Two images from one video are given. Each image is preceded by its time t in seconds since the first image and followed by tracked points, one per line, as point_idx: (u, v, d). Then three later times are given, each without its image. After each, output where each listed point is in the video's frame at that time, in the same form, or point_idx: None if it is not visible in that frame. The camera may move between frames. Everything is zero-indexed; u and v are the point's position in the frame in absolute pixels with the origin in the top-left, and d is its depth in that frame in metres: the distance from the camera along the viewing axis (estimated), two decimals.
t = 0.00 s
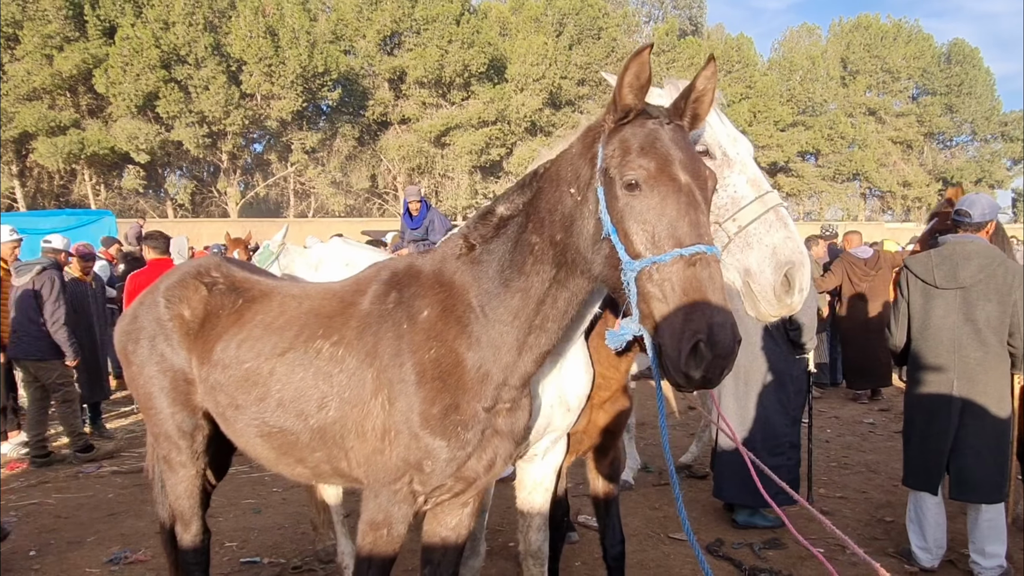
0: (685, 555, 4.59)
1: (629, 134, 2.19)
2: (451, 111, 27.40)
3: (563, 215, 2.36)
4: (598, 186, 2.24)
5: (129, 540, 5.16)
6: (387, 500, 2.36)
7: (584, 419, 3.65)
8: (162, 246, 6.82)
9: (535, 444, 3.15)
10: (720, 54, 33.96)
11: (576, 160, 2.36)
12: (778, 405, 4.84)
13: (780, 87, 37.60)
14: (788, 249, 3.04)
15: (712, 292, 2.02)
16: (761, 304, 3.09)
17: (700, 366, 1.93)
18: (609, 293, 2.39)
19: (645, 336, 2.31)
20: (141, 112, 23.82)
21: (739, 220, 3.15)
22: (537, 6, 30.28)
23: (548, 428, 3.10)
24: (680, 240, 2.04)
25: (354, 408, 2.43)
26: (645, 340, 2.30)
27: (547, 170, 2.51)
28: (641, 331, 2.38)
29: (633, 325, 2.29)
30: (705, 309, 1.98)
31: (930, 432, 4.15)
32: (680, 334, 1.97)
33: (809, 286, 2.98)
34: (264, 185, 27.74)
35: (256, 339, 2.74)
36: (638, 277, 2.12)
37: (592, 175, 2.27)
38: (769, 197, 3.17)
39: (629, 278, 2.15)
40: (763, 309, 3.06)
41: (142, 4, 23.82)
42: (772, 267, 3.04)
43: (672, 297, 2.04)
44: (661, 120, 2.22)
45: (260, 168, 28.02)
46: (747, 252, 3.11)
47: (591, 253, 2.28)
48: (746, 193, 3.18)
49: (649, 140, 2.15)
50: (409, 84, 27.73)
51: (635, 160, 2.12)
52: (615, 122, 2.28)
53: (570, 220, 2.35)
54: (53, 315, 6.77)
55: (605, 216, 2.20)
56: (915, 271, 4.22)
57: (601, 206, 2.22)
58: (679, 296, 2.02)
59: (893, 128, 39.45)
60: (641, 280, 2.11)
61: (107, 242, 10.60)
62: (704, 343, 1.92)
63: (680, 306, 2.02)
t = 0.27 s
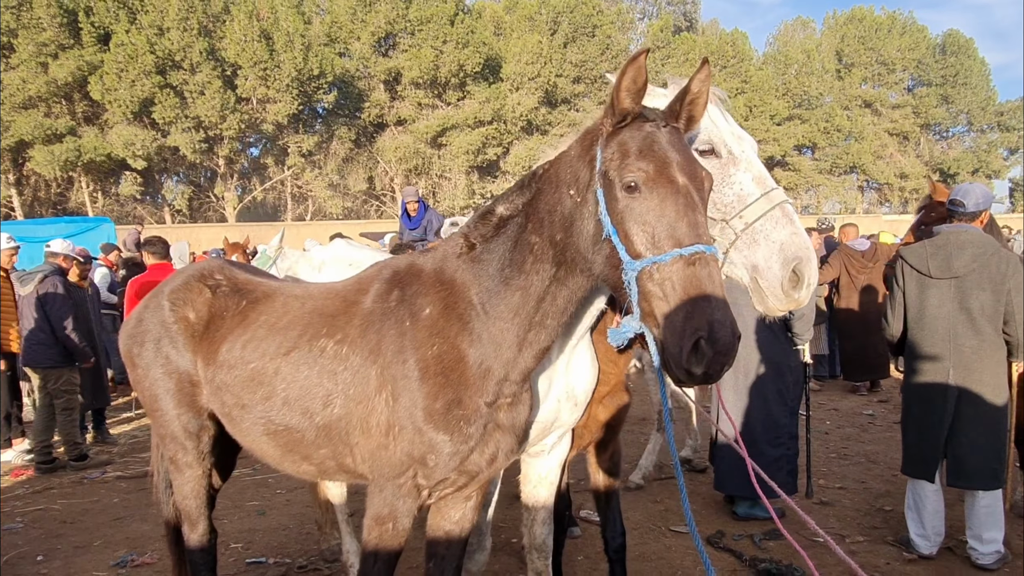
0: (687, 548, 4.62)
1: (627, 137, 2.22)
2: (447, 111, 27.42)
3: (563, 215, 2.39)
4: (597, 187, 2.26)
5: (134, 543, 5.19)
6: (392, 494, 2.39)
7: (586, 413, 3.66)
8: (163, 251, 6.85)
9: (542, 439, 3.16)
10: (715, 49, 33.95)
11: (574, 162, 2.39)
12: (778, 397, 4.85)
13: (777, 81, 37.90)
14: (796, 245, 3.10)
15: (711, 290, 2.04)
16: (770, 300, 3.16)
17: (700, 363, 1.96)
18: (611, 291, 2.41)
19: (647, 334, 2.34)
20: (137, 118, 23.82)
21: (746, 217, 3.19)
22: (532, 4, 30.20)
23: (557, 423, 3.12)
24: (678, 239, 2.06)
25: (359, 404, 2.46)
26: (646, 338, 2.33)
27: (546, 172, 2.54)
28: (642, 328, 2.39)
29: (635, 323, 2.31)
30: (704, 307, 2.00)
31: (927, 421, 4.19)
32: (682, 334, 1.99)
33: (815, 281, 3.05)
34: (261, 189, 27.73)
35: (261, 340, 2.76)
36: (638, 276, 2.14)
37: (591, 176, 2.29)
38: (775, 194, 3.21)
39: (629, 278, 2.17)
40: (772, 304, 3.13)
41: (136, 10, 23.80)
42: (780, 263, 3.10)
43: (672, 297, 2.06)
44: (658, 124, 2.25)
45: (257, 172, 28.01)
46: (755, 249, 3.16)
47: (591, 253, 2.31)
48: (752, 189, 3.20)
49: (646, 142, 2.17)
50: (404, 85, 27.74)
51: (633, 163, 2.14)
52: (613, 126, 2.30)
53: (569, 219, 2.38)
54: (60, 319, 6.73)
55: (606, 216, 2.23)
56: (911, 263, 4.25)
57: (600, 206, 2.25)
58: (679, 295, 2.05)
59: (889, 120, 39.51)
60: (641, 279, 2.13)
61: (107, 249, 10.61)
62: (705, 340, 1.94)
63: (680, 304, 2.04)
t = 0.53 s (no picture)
0: (688, 540, 4.60)
1: (621, 134, 2.19)
2: (440, 110, 27.39)
3: (557, 212, 2.37)
4: (592, 183, 2.23)
5: (136, 548, 5.16)
6: (393, 491, 2.36)
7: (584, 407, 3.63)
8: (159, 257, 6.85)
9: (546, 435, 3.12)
10: (706, 42, 33.94)
11: (568, 160, 2.37)
12: (778, 386, 4.84)
13: (770, 72, 38.08)
14: (802, 235, 3.08)
15: (708, 285, 2.03)
16: (777, 291, 3.12)
17: (698, 355, 1.95)
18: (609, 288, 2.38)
19: (644, 329, 2.32)
20: (129, 124, 23.75)
21: (752, 208, 3.16)
22: (523, 1, 30.11)
23: (561, 418, 3.09)
24: (673, 234, 2.05)
25: (359, 402, 2.44)
26: (643, 333, 2.31)
27: (541, 168, 2.51)
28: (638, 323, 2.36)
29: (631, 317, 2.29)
30: (701, 302, 1.98)
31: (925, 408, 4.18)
32: (682, 329, 1.96)
33: (823, 271, 3.04)
34: (256, 192, 27.63)
35: (259, 340, 2.74)
36: (635, 271, 2.12)
37: (586, 173, 2.27)
38: (781, 185, 3.18)
39: (626, 274, 2.15)
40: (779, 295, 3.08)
41: (126, 16, 23.68)
42: (788, 253, 3.07)
43: (670, 292, 2.04)
44: (650, 120, 2.23)
45: (251, 176, 27.91)
46: (762, 240, 3.13)
47: (586, 249, 2.28)
48: (756, 180, 3.19)
49: (641, 139, 2.15)
50: (397, 85, 27.70)
51: (628, 159, 2.12)
52: (605, 126, 2.27)
53: (564, 215, 2.35)
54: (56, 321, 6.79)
55: (601, 213, 2.20)
56: (906, 251, 4.25)
57: (595, 203, 2.22)
58: (675, 290, 2.03)
59: (882, 109, 39.57)
60: (638, 274, 2.11)
61: (102, 256, 10.55)
62: (701, 334, 1.94)
63: (678, 299, 2.02)
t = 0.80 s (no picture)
0: (694, 539, 4.63)
1: (626, 140, 2.23)
2: (439, 113, 27.43)
3: (560, 216, 2.40)
4: (597, 189, 2.26)
5: (143, 554, 5.19)
6: (399, 493, 2.39)
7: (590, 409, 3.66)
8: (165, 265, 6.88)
9: (558, 438, 3.18)
10: (704, 42, 34.00)
11: (572, 165, 2.40)
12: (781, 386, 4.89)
13: (767, 71, 38.14)
14: (816, 240, 3.15)
15: (717, 286, 2.08)
16: (793, 295, 3.18)
17: (712, 353, 2.01)
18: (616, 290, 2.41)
19: (652, 330, 2.36)
20: (129, 131, 23.82)
21: (767, 214, 3.21)
22: (521, 4, 30.04)
23: (571, 421, 3.14)
24: (683, 237, 2.09)
25: (365, 406, 2.47)
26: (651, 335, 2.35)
27: (542, 173, 2.54)
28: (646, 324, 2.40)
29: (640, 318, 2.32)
30: (714, 304, 2.04)
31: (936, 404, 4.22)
32: (695, 330, 2.01)
33: (836, 274, 3.12)
34: (256, 197, 27.70)
35: (265, 347, 2.77)
36: (645, 275, 2.15)
37: (590, 178, 2.30)
38: (794, 190, 3.24)
39: (635, 278, 2.18)
40: (796, 300, 3.15)
41: (123, 23, 23.41)
42: (802, 258, 3.15)
43: (681, 294, 2.08)
44: (654, 125, 2.27)
45: (251, 181, 27.94)
46: (777, 244, 3.19)
47: (591, 254, 2.31)
48: (771, 185, 3.24)
49: (646, 144, 2.19)
50: (395, 88, 27.76)
51: (635, 165, 2.16)
52: (608, 135, 2.30)
53: (567, 219, 2.38)
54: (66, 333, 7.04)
55: (607, 216, 2.22)
56: (914, 248, 4.28)
57: (601, 209, 2.25)
58: (688, 291, 2.07)
59: (880, 106, 39.63)
60: (647, 278, 2.15)
61: (105, 262, 10.57)
62: (717, 333, 2.00)
63: (691, 301, 2.06)
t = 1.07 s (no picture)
0: (692, 541, 4.63)
1: (630, 130, 2.22)
2: (434, 113, 27.39)
3: (559, 212, 2.39)
4: (598, 180, 2.25)
5: (139, 557, 5.16)
6: (397, 498, 2.38)
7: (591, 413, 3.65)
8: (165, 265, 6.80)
9: (562, 441, 3.21)
10: (699, 43, 34.07)
11: (570, 158, 2.40)
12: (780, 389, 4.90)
13: (762, 72, 38.31)
14: (834, 239, 3.12)
15: (725, 279, 2.10)
16: (811, 296, 3.16)
17: (724, 347, 2.03)
18: (617, 285, 2.41)
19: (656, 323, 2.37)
20: (123, 131, 23.73)
21: (783, 212, 3.19)
22: (516, 4, 30.59)
23: (576, 423, 3.17)
24: (692, 227, 2.10)
25: (360, 409, 2.46)
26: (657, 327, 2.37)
27: (540, 169, 2.53)
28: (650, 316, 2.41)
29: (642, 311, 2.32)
30: (724, 295, 2.07)
31: (949, 408, 4.21)
32: (706, 323, 2.04)
33: (855, 274, 3.08)
34: (250, 197, 27.61)
35: (260, 348, 2.76)
36: (651, 267, 2.16)
37: (590, 174, 2.29)
38: (811, 188, 3.21)
39: (641, 270, 2.18)
40: (813, 300, 3.13)
41: (118, 22, 23.57)
42: (820, 257, 3.12)
43: (690, 287, 2.10)
44: (656, 116, 2.28)
45: (246, 181, 27.90)
46: (793, 243, 3.17)
47: (593, 249, 2.31)
48: (787, 182, 3.22)
49: (650, 134, 2.19)
50: (391, 88, 27.72)
51: (639, 155, 2.16)
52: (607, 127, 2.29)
53: (566, 214, 2.38)
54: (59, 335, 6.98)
55: (611, 209, 2.22)
56: (925, 248, 4.29)
57: (603, 200, 2.24)
58: (697, 282, 2.09)
59: (874, 107, 39.75)
60: (654, 269, 2.15)
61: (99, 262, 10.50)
62: (730, 323, 2.03)
63: (703, 294, 2.08)
